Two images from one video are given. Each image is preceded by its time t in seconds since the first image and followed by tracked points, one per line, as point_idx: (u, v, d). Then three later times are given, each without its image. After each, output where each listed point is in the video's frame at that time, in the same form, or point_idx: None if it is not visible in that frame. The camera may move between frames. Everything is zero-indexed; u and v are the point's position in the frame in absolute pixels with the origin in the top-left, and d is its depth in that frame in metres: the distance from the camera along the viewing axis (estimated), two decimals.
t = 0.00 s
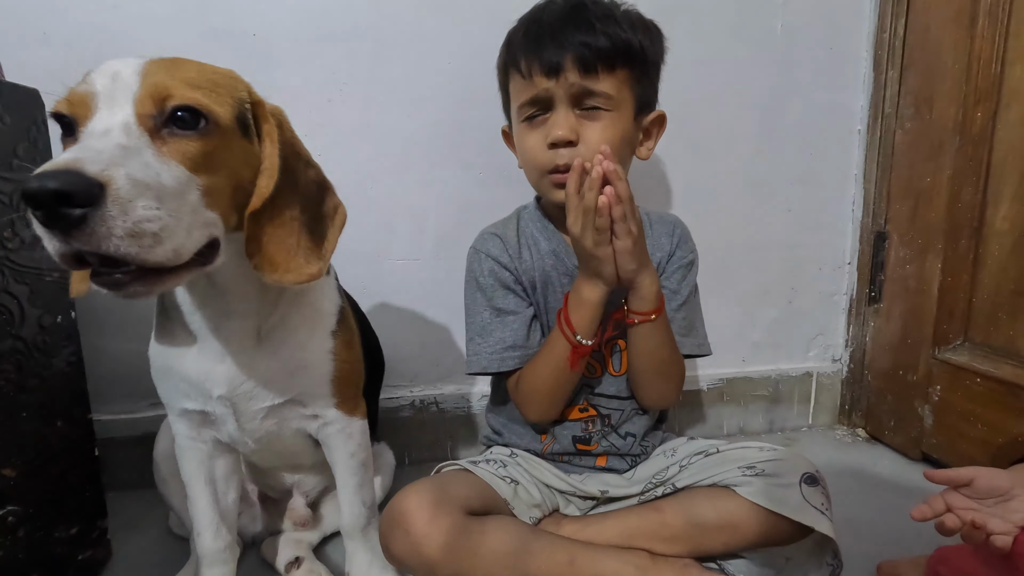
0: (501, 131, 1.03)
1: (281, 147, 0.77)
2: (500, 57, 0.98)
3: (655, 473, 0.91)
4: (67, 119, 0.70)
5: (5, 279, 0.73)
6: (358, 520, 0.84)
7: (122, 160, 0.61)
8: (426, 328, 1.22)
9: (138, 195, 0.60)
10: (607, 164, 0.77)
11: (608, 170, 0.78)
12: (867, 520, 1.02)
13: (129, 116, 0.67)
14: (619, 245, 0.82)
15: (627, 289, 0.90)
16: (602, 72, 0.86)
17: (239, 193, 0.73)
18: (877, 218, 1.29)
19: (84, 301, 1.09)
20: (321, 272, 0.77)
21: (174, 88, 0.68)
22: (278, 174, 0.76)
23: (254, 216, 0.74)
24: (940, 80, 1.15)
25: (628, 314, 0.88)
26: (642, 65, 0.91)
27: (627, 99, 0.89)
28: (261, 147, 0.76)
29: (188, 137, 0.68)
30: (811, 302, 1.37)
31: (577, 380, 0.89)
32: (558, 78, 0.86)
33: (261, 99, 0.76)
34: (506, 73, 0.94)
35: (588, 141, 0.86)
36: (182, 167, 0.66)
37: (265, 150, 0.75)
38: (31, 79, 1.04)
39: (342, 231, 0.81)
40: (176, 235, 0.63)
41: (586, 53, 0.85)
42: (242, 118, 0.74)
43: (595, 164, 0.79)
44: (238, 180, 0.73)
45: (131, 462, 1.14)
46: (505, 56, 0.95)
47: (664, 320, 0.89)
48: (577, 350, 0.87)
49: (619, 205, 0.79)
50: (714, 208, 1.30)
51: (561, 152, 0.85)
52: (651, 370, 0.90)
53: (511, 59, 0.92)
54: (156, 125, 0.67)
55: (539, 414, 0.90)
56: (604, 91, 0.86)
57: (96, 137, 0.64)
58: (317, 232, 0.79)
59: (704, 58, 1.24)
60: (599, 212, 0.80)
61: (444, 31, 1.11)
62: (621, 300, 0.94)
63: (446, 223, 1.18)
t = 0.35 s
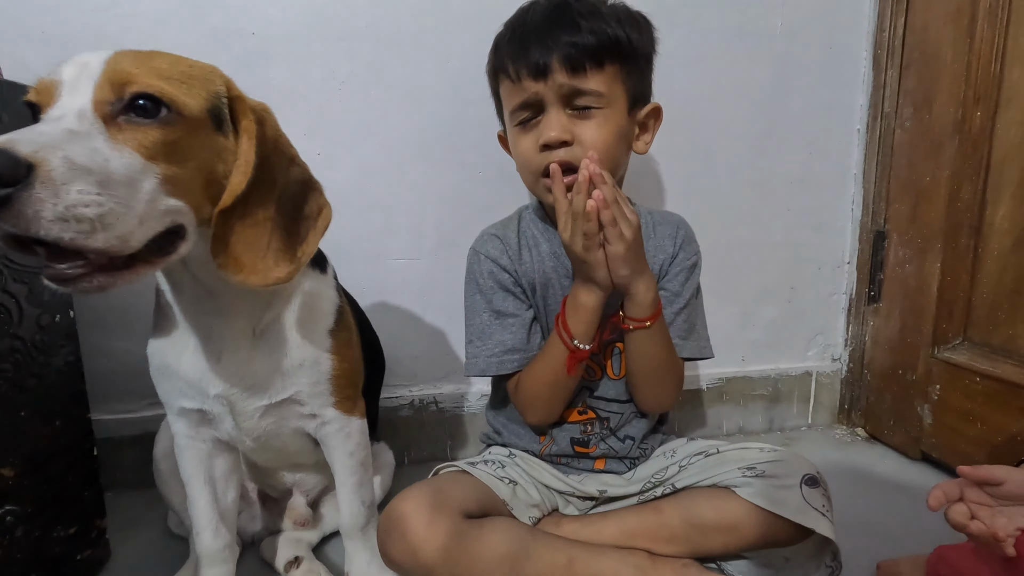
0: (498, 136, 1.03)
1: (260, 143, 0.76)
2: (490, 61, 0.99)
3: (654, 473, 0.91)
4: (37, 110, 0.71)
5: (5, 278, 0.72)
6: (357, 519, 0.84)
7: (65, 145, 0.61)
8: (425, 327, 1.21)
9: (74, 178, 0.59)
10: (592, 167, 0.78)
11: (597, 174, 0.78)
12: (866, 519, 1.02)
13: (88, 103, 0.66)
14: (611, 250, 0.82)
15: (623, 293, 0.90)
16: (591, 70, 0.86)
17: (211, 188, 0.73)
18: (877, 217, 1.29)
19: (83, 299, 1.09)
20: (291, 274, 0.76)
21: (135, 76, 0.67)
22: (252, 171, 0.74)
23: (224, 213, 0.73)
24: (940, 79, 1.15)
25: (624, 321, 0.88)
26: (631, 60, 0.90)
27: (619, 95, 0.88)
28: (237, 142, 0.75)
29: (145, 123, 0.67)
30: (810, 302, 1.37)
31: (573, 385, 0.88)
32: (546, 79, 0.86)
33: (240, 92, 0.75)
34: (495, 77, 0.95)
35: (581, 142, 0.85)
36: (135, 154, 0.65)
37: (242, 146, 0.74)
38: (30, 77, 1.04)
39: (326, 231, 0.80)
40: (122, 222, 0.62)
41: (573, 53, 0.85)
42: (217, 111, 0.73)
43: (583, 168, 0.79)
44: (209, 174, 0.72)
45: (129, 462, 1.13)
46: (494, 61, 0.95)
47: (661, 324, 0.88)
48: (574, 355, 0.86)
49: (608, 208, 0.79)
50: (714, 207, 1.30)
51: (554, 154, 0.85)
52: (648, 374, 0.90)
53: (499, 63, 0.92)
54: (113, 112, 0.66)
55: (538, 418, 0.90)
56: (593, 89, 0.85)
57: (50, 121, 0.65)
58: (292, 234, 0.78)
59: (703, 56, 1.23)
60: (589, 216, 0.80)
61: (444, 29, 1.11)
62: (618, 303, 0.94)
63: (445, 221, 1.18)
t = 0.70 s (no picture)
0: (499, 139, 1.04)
1: (232, 145, 0.74)
2: (492, 65, 0.99)
3: (656, 471, 0.90)
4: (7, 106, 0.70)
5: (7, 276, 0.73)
6: (359, 517, 0.84)
7: (20, 140, 0.61)
8: (425, 326, 1.21)
9: (25, 176, 0.59)
10: (599, 155, 0.79)
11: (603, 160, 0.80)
12: (869, 519, 1.02)
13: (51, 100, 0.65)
14: (617, 239, 0.82)
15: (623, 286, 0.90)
16: (593, 71, 0.86)
17: (179, 187, 0.72)
18: (878, 217, 1.29)
19: (84, 299, 1.09)
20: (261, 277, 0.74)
21: (101, 74, 0.66)
22: (222, 171, 0.72)
23: (190, 214, 0.71)
24: (942, 78, 1.15)
25: (626, 312, 0.88)
26: (631, 61, 0.90)
27: (620, 95, 0.88)
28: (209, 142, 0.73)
29: (108, 122, 0.65)
30: (811, 301, 1.37)
31: (575, 378, 0.89)
32: (549, 80, 0.86)
33: (215, 91, 0.73)
34: (497, 81, 0.95)
35: (585, 140, 0.86)
36: (96, 153, 0.64)
37: (213, 146, 0.72)
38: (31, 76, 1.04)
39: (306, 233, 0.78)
40: (80, 220, 0.63)
41: (575, 53, 0.85)
42: (188, 108, 0.71)
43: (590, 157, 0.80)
44: (178, 173, 0.71)
45: (131, 461, 1.14)
46: (496, 64, 0.95)
47: (662, 316, 0.89)
48: (575, 348, 0.87)
49: (615, 195, 0.81)
50: (715, 206, 1.30)
51: (559, 152, 0.85)
52: (650, 366, 0.89)
53: (501, 66, 0.92)
54: (75, 110, 0.65)
55: (540, 412, 0.90)
56: (595, 89, 0.86)
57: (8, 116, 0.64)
58: (266, 237, 0.76)
59: (705, 55, 1.23)
60: (599, 202, 0.81)
61: (446, 28, 1.11)
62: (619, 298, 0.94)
63: (447, 220, 1.18)
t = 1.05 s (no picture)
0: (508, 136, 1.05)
1: (227, 150, 0.73)
2: (506, 59, 0.99)
3: (660, 469, 0.90)
4: None
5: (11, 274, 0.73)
6: (362, 516, 0.84)
7: (15, 158, 0.60)
8: (428, 325, 1.21)
9: (24, 196, 0.59)
10: (607, 152, 0.80)
11: (612, 157, 0.80)
12: (873, 519, 1.02)
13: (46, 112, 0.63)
14: (624, 235, 0.83)
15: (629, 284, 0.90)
16: (605, 66, 0.86)
17: (175, 195, 0.71)
18: (883, 216, 1.29)
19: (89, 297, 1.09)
20: (259, 284, 0.73)
21: (94, 85, 0.64)
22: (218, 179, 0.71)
23: (185, 223, 0.70)
24: (947, 76, 1.14)
25: (631, 309, 0.88)
26: (642, 62, 0.91)
27: (631, 91, 0.88)
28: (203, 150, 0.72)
29: (103, 136, 0.64)
30: (815, 300, 1.37)
31: (580, 374, 0.88)
32: (562, 73, 0.86)
33: (210, 97, 0.72)
34: (511, 74, 0.95)
35: (595, 134, 0.86)
36: (92, 169, 0.63)
37: (207, 154, 0.71)
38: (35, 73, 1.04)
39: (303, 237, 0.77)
40: (78, 236, 0.63)
41: (589, 48, 0.86)
42: (183, 116, 0.70)
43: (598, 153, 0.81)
44: (174, 183, 0.70)
45: (134, 458, 1.14)
46: (510, 58, 0.95)
47: (667, 313, 0.89)
48: (579, 344, 0.86)
49: (622, 193, 0.81)
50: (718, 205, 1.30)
51: (569, 144, 0.85)
52: (655, 362, 0.89)
53: (516, 59, 0.93)
54: (68, 123, 0.63)
55: (545, 409, 0.90)
56: (607, 84, 0.86)
57: None
58: (264, 242, 0.75)
59: (709, 53, 1.23)
60: (606, 198, 0.81)
61: (450, 26, 1.10)
62: (623, 295, 0.94)
63: (450, 219, 1.18)
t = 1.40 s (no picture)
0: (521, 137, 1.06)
1: (249, 163, 0.73)
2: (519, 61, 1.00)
3: (670, 466, 0.90)
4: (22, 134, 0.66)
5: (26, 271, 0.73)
6: (374, 512, 0.84)
7: (59, 196, 0.58)
8: (437, 323, 1.22)
9: (71, 234, 0.58)
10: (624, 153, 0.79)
11: (626, 160, 0.80)
12: (883, 518, 1.02)
13: (77, 143, 0.62)
14: (638, 237, 0.83)
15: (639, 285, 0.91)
16: (619, 66, 0.87)
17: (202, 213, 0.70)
18: (891, 215, 1.28)
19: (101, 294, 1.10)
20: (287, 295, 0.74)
21: (125, 110, 0.63)
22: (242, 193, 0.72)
23: (212, 239, 0.71)
24: (957, 75, 1.14)
25: (642, 311, 0.88)
26: (656, 63, 0.91)
27: (644, 91, 0.89)
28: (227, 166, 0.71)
29: (139, 164, 0.64)
30: (823, 299, 1.37)
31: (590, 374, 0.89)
32: (577, 73, 0.86)
33: (231, 110, 0.72)
34: (524, 74, 0.96)
35: (609, 134, 0.86)
36: (129, 199, 0.62)
37: (231, 169, 0.71)
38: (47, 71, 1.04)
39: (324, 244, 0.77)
40: (117, 268, 0.61)
41: (603, 49, 0.86)
42: (207, 133, 0.69)
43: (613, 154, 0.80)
44: (202, 201, 0.70)
45: (144, 455, 1.14)
46: (524, 59, 0.95)
47: (678, 314, 0.89)
48: (589, 344, 0.86)
49: (637, 195, 0.81)
50: (726, 203, 1.30)
51: (583, 144, 0.85)
52: (666, 362, 0.90)
53: (529, 60, 0.93)
54: (103, 153, 0.62)
55: (555, 408, 0.90)
56: (621, 84, 0.86)
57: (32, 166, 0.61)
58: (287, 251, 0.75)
59: (717, 52, 1.23)
60: (621, 200, 0.81)
61: (459, 25, 1.11)
62: (633, 296, 0.94)
63: (459, 217, 1.18)
